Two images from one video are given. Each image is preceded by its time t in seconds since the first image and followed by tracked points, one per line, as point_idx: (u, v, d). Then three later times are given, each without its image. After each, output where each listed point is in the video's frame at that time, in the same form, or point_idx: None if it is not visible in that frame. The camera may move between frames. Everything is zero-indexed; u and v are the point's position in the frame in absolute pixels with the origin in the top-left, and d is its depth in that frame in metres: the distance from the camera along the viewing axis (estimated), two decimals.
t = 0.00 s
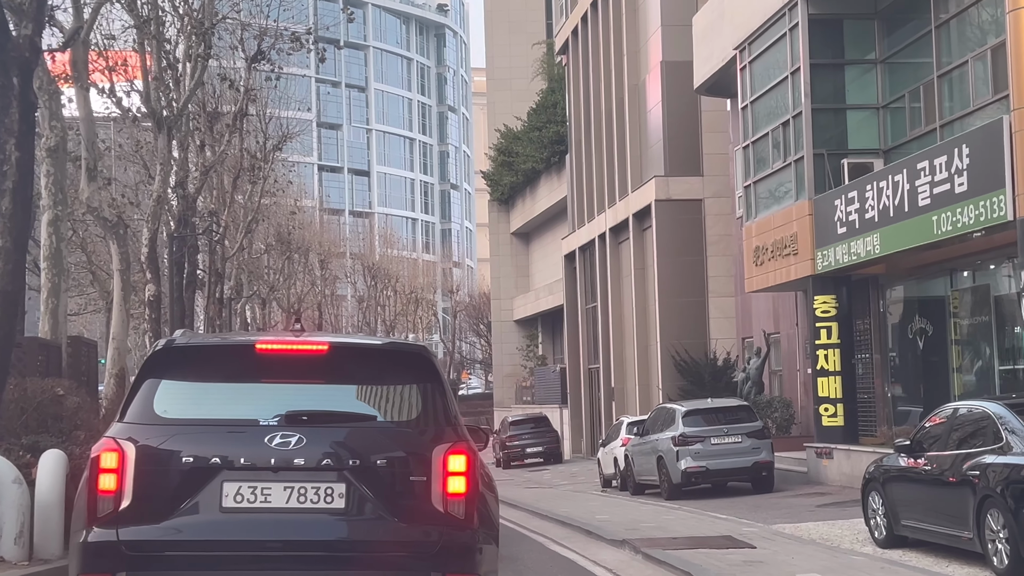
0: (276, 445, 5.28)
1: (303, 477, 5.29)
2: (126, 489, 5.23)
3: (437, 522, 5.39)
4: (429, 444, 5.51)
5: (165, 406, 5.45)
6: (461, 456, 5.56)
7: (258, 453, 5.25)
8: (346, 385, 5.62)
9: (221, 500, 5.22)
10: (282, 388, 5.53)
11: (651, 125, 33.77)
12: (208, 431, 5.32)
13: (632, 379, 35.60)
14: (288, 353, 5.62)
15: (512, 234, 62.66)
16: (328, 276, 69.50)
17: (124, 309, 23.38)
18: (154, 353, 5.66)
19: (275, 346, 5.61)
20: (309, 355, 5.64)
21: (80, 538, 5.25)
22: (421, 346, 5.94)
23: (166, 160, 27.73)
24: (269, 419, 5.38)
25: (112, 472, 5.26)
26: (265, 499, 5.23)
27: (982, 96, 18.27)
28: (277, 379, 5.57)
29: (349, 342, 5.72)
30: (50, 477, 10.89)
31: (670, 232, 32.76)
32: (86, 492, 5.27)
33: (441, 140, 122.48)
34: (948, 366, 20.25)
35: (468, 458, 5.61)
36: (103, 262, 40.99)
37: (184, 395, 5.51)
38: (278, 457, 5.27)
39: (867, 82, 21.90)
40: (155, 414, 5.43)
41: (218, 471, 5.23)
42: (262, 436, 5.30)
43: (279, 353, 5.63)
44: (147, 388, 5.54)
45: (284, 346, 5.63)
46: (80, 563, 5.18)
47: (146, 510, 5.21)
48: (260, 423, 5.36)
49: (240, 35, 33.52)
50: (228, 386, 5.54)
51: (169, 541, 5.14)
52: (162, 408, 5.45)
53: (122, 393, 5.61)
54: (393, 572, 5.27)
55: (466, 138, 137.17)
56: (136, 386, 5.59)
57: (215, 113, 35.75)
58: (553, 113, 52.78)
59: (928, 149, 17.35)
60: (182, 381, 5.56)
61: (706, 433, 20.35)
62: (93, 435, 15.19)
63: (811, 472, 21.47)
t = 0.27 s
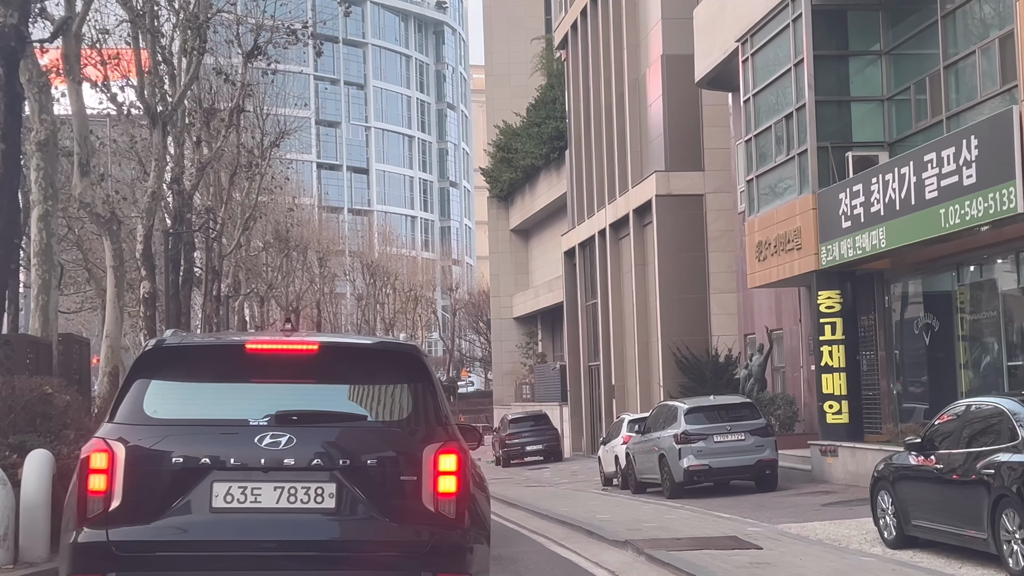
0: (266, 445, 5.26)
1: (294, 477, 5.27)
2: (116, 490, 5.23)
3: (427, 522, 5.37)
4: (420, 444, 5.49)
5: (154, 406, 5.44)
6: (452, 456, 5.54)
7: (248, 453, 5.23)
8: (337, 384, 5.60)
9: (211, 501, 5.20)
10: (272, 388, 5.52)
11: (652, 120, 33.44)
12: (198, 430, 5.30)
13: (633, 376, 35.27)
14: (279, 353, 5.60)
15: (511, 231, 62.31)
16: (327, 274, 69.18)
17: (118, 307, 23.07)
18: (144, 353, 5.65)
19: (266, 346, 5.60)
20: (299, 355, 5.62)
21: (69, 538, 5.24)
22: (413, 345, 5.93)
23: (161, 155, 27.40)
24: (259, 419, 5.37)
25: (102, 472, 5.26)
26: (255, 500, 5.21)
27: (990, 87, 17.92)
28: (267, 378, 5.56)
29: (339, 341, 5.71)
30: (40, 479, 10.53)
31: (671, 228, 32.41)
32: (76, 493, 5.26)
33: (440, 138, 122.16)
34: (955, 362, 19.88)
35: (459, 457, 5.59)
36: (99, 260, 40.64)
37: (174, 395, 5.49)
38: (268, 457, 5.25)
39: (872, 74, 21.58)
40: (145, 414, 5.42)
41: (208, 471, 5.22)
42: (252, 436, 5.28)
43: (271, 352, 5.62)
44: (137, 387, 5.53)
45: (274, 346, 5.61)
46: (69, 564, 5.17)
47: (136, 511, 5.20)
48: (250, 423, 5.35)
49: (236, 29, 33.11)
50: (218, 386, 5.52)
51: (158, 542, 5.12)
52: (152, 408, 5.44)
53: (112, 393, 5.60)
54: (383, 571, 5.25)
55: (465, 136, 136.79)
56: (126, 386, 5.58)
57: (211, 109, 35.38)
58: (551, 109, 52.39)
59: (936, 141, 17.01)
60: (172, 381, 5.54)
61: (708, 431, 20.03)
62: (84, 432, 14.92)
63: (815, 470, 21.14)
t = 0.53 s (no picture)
0: (256, 444, 5.14)
1: (284, 477, 5.13)
2: (106, 490, 5.09)
3: (417, 520, 5.23)
4: (410, 442, 5.35)
5: (145, 406, 5.31)
6: (443, 454, 5.40)
7: (237, 452, 5.11)
8: (328, 383, 5.47)
9: (201, 500, 5.07)
10: (261, 388, 5.38)
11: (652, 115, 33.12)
12: (188, 430, 5.17)
13: (634, 373, 34.93)
14: (269, 351, 5.47)
15: (511, 227, 61.98)
16: (325, 272, 68.86)
17: (111, 303, 22.74)
18: (133, 353, 5.52)
19: (255, 345, 5.46)
20: (289, 354, 5.50)
21: (59, 539, 5.11)
22: (403, 343, 5.80)
23: (156, 151, 27.08)
24: (249, 419, 5.24)
25: (92, 472, 5.13)
26: (246, 499, 5.08)
27: (998, 77, 17.55)
28: (258, 378, 5.42)
29: (329, 340, 5.59)
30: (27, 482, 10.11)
31: (672, 223, 32.06)
32: (66, 493, 5.14)
33: (439, 135, 121.89)
34: (962, 357, 19.55)
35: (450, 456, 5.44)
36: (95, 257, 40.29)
37: (163, 396, 5.36)
38: (257, 457, 5.12)
39: (876, 65, 21.28)
40: (134, 414, 5.29)
41: (198, 471, 5.09)
42: (242, 436, 5.16)
43: (260, 352, 5.48)
44: (127, 387, 5.39)
45: (263, 346, 5.48)
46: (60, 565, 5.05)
47: (126, 512, 5.06)
48: (240, 422, 5.22)
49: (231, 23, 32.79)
50: (207, 386, 5.39)
51: (150, 542, 4.99)
52: (141, 409, 5.30)
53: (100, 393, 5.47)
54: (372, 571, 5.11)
55: (464, 134, 136.52)
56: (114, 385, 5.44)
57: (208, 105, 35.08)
58: (551, 105, 52.05)
59: (944, 132, 16.70)
60: (162, 381, 5.41)
61: (711, 428, 19.71)
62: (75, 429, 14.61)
63: (821, 468, 20.82)
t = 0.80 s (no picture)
0: (248, 443, 5.27)
1: (275, 475, 5.27)
2: (99, 489, 5.22)
3: (410, 518, 5.36)
4: (401, 441, 5.48)
5: (137, 406, 5.45)
6: (434, 453, 5.53)
7: (230, 452, 5.25)
8: (319, 383, 5.62)
9: (193, 500, 5.20)
10: (252, 386, 5.53)
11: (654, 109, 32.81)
12: (181, 429, 5.31)
13: (636, 370, 34.66)
14: (261, 352, 5.63)
15: (511, 224, 61.57)
16: (325, 269, 68.52)
17: (106, 300, 22.40)
18: (126, 353, 5.68)
19: (247, 345, 5.62)
20: (282, 354, 5.65)
21: (53, 538, 5.23)
22: (395, 344, 5.95)
23: (153, 146, 26.72)
24: (241, 418, 5.38)
25: (84, 472, 5.26)
26: (237, 498, 5.22)
27: (1006, 66, 17.20)
28: (250, 378, 5.58)
29: (322, 340, 5.74)
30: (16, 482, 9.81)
31: (675, 217, 31.73)
32: (59, 493, 5.26)
33: (440, 132, 121.40)
34: (971, 353, 19.23)
35: (441, 454, 5.58)
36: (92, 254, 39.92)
37: (156, 395, 5.51)
38: (249, 456, 5.26)
39: (882, 56, 20.95)
40: (127, 414, 5.43)
41: (190, 470, 5.23)
42: (234, 435, 5.29)
43: (253, 352, 5.64)
44: (119, 387, 5.55)
45: (255, 346, 5.63)
46: (53, 564, 5.16)
47: (119, 510, 5.19)
48: (232, 421, 5.36)
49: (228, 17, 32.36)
50: (199, 386, 5.54)
51: (143, 541, 5.11)
52: (134, 409, 5.45)
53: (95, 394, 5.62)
54: (364, 569, 5.24)
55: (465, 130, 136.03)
56: (108, 386, 5.59)
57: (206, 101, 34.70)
58: (552, 99, 51.64)
59: (951, 123, 16.40)
60: (155, 381, 5.57)
61: (716, 426, 19.36)
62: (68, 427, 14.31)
63: (826, 465, 20.56)
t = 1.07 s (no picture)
0: (241, 442, 5.25)
1: (269, 473, 5.25)
2: (93, 488, 5.19)
3: (403, 516, 5.35)
4: (394, 438, 5.46)
5: (130, 406, 5.41)
6: (427, 450, 5.50)
7: (224, 450, 5.22)
8: (313, 381, 5.59)
9: (187, 498, 5.18)
10: (246, 384, 5.50)
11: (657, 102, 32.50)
12: (174, 428, 5.28)
13: (639, 366, 34.34)
14: (254, 350, 5.60)
15: (513, 220, 61.25)
16: (327, 266, 68.23)
17: (102, 297, 22.07)
18: (121, 351, 5.65)
19: (240, 343, 5.58)
20: (275, 353, 5.62)
21: (46, 538, 5.19)
22: (388, 342, 5.92)
23: (150, 140, 26.42)
24: (235, 416, 5.35)
25: (78, 471, 5.22)
26: (231, 496, 5.20)
27: (1016, 55, 16.81)
28: (243, 376, 5.54)
29: (314, 339, 5.70)
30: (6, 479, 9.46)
31: (679, 212, 31.42)
32: (52, 492, 5.22)
33: (441, 129, 121.04)
34: (982, 347, 18.88)
35: (434, 451, 5.56)
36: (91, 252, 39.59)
37: (151, 393, 5.47)
38: (243, 454, 5.24)
39: (889, 46, 20.62)
40: (121, 413, 5.39)
41: (184, 469, 5.20)
42: (228, 434, 5.26)
43: (245, 350, 5.60)
44: (113, 385, 5.51)
45: (248, 345, 5.59)
46: (48, 563, 5.12)
47: (113, 509, 5.16)
48: (226, 420, 5.33)
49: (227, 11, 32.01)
50: (193, 384, 5.50)
51: (137, 540, 5.08)
52: (127, 408, 5.41)
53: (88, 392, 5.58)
54: (358, 567, 5.23)
55: (467, 127, 135.70)
56: (102, 384, 5.56)
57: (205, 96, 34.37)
58: (554, 94, 51.31)
59: (962, 112, 16.06)
60: (148, 380, 5.53)
61: (722, 422, 19.05)
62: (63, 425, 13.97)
63: (834, 462, 20.25)
